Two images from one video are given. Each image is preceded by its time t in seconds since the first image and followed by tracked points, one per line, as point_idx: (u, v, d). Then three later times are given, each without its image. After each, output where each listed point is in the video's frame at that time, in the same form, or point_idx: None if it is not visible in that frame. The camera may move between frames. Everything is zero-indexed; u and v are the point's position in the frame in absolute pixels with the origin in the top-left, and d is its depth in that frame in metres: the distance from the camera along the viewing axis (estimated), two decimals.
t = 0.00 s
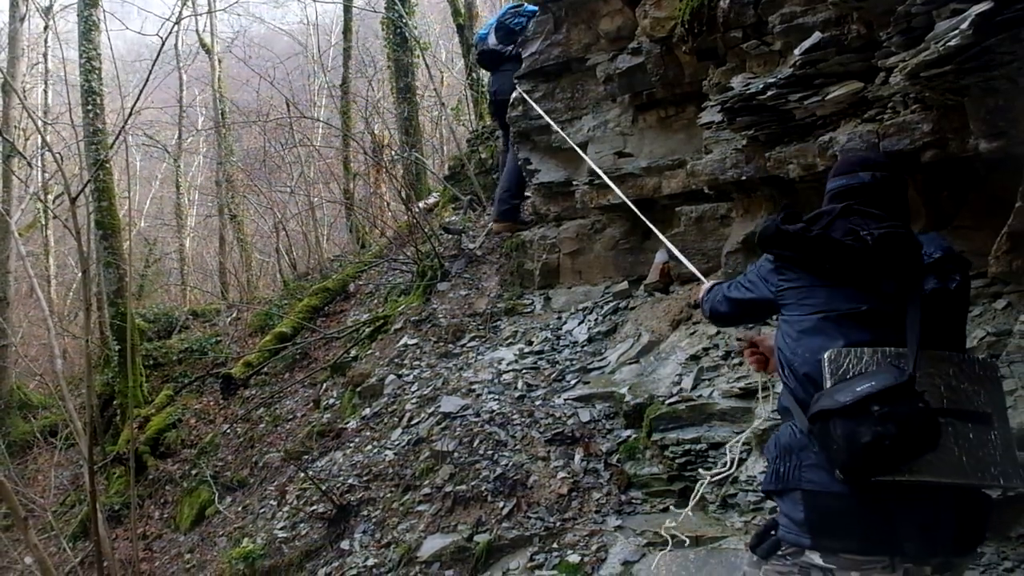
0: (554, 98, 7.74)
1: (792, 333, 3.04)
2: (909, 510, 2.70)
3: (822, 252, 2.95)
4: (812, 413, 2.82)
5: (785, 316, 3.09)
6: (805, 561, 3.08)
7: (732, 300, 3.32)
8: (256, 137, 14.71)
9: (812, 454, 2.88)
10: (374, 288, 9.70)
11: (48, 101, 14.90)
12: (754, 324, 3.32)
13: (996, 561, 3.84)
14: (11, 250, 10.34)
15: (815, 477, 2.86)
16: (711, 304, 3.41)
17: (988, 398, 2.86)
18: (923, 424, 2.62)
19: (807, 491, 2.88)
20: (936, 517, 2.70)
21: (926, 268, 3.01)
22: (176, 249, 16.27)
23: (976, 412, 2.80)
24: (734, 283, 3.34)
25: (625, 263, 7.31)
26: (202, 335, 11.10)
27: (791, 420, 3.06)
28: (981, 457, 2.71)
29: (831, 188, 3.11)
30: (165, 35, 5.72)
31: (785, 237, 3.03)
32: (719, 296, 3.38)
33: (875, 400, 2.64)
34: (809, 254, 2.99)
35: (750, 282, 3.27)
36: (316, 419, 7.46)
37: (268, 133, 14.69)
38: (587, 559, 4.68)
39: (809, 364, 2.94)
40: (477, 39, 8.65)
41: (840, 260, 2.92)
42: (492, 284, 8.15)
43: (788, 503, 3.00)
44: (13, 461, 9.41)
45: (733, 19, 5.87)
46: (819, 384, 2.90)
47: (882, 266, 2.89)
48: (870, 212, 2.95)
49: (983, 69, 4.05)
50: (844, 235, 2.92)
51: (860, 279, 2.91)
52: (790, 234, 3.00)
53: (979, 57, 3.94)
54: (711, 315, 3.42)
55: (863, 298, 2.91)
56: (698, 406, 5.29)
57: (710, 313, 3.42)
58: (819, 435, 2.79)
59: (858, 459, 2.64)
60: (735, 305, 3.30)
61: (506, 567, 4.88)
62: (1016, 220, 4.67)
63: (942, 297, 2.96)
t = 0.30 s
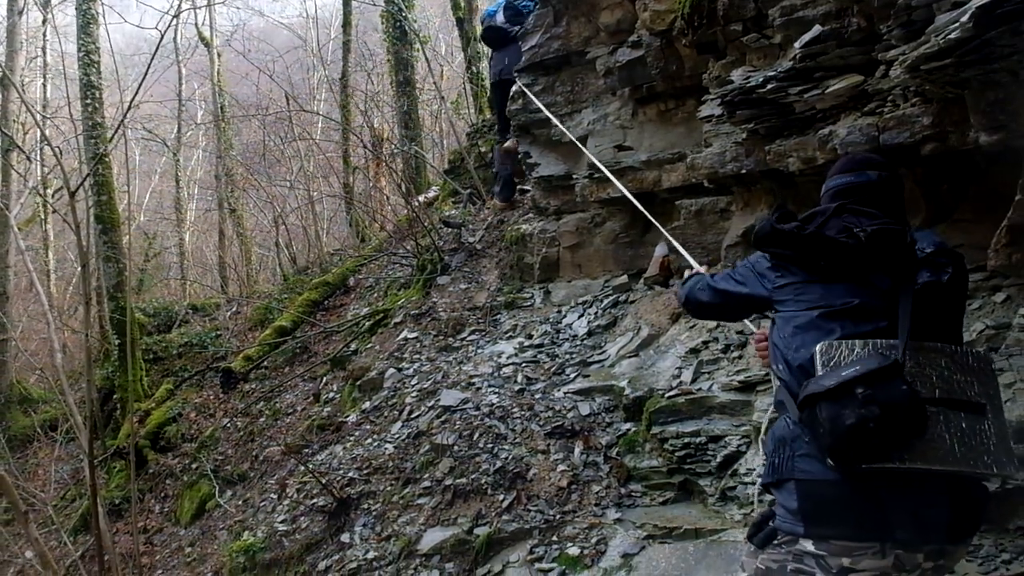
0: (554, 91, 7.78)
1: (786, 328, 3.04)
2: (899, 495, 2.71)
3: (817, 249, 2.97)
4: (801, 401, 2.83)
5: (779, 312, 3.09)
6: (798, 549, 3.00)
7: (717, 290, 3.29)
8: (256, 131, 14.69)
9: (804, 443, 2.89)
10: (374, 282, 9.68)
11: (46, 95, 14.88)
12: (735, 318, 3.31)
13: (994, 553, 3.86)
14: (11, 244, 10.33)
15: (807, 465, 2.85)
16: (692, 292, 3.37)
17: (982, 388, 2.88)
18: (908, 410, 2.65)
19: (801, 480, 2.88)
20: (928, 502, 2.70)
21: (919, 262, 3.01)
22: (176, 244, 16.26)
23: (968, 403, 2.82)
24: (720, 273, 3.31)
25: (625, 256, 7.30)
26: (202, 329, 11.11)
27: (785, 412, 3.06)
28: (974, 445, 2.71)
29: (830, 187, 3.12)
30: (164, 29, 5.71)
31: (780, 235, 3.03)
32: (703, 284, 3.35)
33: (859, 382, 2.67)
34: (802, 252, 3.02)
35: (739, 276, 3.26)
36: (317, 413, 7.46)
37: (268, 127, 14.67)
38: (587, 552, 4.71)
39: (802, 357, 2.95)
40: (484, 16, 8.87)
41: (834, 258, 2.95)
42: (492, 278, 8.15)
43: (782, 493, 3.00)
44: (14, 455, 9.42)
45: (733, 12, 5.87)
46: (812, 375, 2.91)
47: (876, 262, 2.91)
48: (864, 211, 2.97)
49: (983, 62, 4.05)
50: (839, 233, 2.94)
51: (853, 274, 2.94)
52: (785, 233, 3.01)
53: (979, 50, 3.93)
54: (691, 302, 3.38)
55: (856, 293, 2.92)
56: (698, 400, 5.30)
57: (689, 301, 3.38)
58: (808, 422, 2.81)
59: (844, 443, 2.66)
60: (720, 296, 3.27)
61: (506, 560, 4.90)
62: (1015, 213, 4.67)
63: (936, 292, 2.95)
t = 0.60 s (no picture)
0: (551, 82, 7.76)
1: (773, 308, 3.06)
2: (893, 478, 2.71)
3: (807, 235, 2.96)
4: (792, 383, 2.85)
5: (769, 292, 3.09)
6: (796, 536, 2.99)
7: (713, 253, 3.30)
8: (251, 121, 14.62)
9: (798, 428, 2.90)
10: (370, 273, 9.66)
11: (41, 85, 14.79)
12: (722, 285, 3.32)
13: (987, 544, 3.90)
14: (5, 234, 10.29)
15: (801, 449, 2.86)
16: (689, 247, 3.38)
17: (971, 373, 2.90)
18: (897, 393, 2.65)
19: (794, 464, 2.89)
20: (922, 485, 2.71)
21: (908, 251, 2.98)
22: (172, 235, 16.21)
23: (959, 387, 2.82)
24: (718, 237, 3.31)
25: (621, 248, 7.29)
26: (197, 320, 11.09)
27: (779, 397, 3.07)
28: (964, 427, 2.73)
29: (826, 177, 3.14)
30: (160, 17, 5.67)
31: (773, 220, 2.99)
32: (703, 242, 3.34)
33: (848, 366, 2.68)
34: (792, 237, 3.00)
35: (733, 246, 3.26)
36: (312, 404, 7.46)
37: (263, 117, 14.60)
38: (582, 542, 4.75)
39: (792, 340, 2.96)
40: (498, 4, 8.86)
41: (824, 244, 2.95)
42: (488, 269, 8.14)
43: (776, 478, 3.00)
44: (9, 445, 9.41)
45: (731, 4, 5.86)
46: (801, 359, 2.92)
47: (867, 250, 2.92)
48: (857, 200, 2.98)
49: (980, 54, 4.04)
50: (830, 221, 2.96)
51: (843, 260, 2.94)
52: (778, 218, 2.97)
53: (976, 42, 3.94)
54: (685, 259, 3.39)
55: (846, 278, 2.92)
56: (693, 391, 5.32)
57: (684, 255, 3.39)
58: (798, 406, 2.83)
59: (833, 426, 2.68)
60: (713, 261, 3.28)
61: (502, 550, 4.93)
62: (1011, 205, 4.68)
63: (924, 281, 2.95)
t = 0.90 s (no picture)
0: (545, 72, 7.74)
1: (770, 299, 3.06)
2: (893, 472, 2.73)
3: (803, 227, 2.98)
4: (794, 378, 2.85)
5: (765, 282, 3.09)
6: (795, 528, 3.02)
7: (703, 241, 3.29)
8: (244, 111, 14.54)
9: (798, 420, 2.90)
10: (364, 263, 9.63)
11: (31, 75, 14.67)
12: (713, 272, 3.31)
13: (978, 533, 3.97)
14: None
15: (801, 442, 2.87)
16: (679, 235, 3.36)
17: (967, 365, 2.94)
18: (899, 390, 2.68)
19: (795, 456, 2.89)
20: (921, 478, 2.72)
21: (904, 244, 3.01)
22: (164, 225, 16.12)
23: (954, 379, 2.87)
24: (708, 226, 3.29)
25: (615, 238, 7.29)
26: (190, 310, 11.06)
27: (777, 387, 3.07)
28: (961, 421, 2.77)
29: (819, 166, 3.13)
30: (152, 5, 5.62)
31: (768, 211, 3.06)
32: (693, 232, 3.32)
33: (853, 365, 2.69)
34: (788, 228, 3.03)
35: (725, 234, 3.25)
36: (306, 394, 7.45)
37: (256, 107, 14.51)
38: (576, 532, 4.82)
39: (790, 332, 2.97)
40: None
41: (821, 235, 2.95)
42: (482, 260, 8.13)
43: (775, 470, 3.00)
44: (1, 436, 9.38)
45: None
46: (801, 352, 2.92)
47: (863, 243, 2.92)
48: (852, 191, 2.98)
49: (974, 46, 4.05)
50: (825, 212, 2.95)
51: (840, 252, 2.94)
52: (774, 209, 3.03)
53: (970, 34, 3.96)
54: (675, 248, 3.38)
55: (844, 271, 2.93)
56: (687, 381, 5.34)
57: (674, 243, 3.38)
58: (801, 400, 2.82)
59: (837, 422, 2.69)
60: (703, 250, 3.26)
61: (496, 540, 5.00)
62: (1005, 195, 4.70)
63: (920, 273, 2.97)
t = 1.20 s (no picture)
0: (538, 57, 7.70)
1: (777, 281, 3.06)
2: (902, 457, 2.77)
3: (808, 208, 2.95)
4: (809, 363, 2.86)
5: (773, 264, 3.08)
6: (797, 512, 3.03)
7: (708, 234, 3.27)
8: (235, 97, 14.44)
9: (805, 403, 2.92)
10: (357, 250, 9.61)
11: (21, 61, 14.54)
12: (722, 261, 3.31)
13: (970, 515, 4.02)
14: None
15: (807, 424, 2.90)
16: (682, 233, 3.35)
17: (967, 348, 2.95)
18: (914, 377, 2.71)
19: (801, 439, 2.91)
20: (927, 462, 2.78)
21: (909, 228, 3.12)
22: (156, 212, 16.04)
23: (954, 364, 2.88)
24: (709, 221, 3.26)
25: (608, 224, 7.26)
26: (183, 298, 11.03)
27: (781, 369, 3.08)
28: (964, 405, 2.80)
29: (819, 146, 3.14)
30: None
31: (772, 189, 3.03)
32: (695, 230, 3.30)
33: (877, 357, 2.70)
34: (793, 209, 3.00)
35: (729, 221, 3.23)
36: (299, 380, 7.45)
37: (248, 93, 14.42)
38: (570, 516, 4.86)
39: (799, 315, 2.98)
40: None
41: (828, 216, 2.93)
42: (475, 246, 8.12)
43: (777, 453, 3.03)
44: None
45: None
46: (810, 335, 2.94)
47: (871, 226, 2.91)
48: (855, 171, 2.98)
49: (967, 30, 4.05)
50: (828, 193, 2.93)
51: (847, 233, 2.94)
52: (778, 187, 3.00)
53: (965, 17, 3.94)
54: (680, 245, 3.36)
55: (851, 252, 2.94)
56: (680, 366, 5.35)
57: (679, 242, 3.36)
58: (815, 385, 2.83)
59: (856, 411, 2.71)
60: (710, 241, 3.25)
61: (490, 525, 5.04)
62: (996, 179, 4.73)
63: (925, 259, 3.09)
